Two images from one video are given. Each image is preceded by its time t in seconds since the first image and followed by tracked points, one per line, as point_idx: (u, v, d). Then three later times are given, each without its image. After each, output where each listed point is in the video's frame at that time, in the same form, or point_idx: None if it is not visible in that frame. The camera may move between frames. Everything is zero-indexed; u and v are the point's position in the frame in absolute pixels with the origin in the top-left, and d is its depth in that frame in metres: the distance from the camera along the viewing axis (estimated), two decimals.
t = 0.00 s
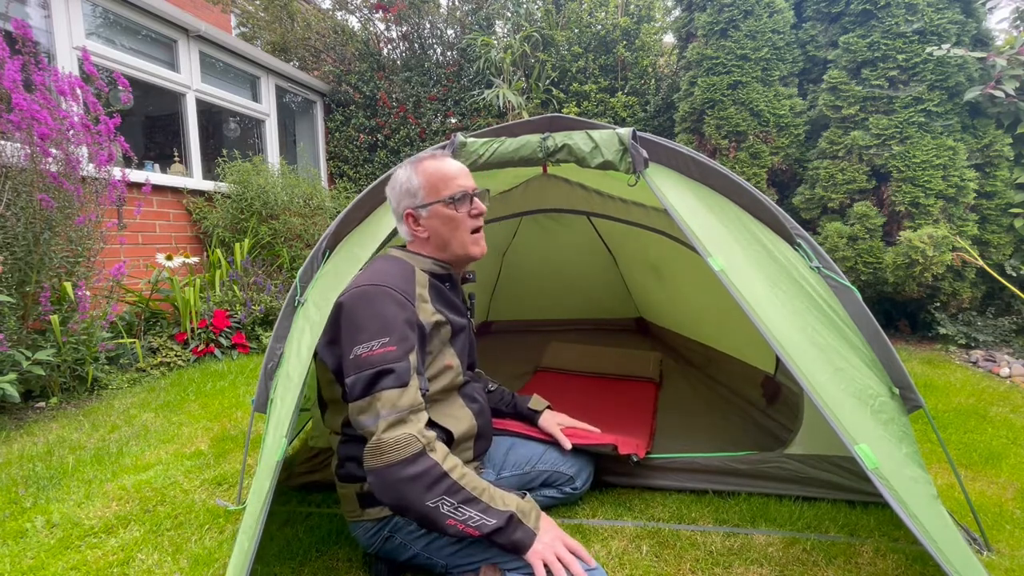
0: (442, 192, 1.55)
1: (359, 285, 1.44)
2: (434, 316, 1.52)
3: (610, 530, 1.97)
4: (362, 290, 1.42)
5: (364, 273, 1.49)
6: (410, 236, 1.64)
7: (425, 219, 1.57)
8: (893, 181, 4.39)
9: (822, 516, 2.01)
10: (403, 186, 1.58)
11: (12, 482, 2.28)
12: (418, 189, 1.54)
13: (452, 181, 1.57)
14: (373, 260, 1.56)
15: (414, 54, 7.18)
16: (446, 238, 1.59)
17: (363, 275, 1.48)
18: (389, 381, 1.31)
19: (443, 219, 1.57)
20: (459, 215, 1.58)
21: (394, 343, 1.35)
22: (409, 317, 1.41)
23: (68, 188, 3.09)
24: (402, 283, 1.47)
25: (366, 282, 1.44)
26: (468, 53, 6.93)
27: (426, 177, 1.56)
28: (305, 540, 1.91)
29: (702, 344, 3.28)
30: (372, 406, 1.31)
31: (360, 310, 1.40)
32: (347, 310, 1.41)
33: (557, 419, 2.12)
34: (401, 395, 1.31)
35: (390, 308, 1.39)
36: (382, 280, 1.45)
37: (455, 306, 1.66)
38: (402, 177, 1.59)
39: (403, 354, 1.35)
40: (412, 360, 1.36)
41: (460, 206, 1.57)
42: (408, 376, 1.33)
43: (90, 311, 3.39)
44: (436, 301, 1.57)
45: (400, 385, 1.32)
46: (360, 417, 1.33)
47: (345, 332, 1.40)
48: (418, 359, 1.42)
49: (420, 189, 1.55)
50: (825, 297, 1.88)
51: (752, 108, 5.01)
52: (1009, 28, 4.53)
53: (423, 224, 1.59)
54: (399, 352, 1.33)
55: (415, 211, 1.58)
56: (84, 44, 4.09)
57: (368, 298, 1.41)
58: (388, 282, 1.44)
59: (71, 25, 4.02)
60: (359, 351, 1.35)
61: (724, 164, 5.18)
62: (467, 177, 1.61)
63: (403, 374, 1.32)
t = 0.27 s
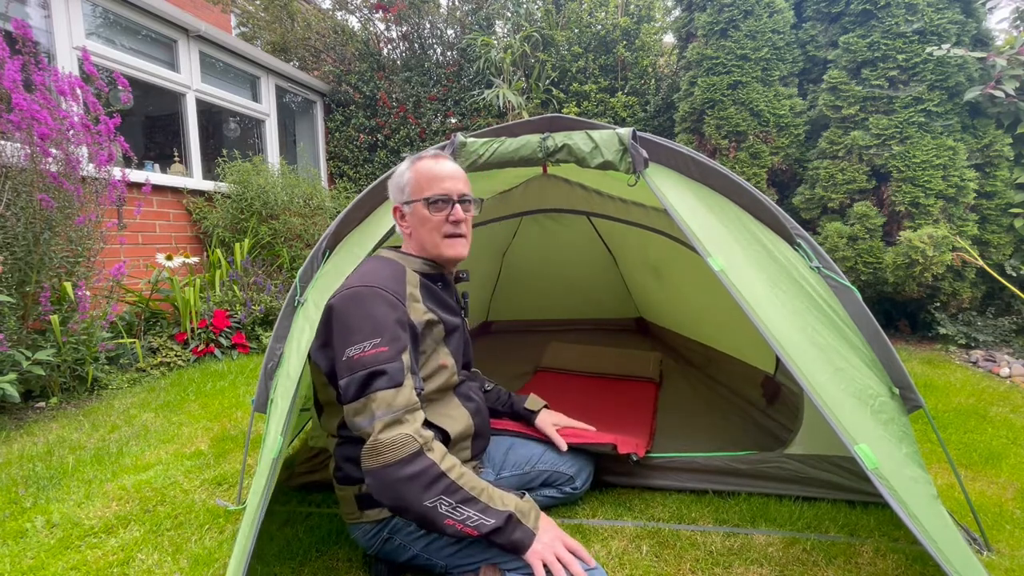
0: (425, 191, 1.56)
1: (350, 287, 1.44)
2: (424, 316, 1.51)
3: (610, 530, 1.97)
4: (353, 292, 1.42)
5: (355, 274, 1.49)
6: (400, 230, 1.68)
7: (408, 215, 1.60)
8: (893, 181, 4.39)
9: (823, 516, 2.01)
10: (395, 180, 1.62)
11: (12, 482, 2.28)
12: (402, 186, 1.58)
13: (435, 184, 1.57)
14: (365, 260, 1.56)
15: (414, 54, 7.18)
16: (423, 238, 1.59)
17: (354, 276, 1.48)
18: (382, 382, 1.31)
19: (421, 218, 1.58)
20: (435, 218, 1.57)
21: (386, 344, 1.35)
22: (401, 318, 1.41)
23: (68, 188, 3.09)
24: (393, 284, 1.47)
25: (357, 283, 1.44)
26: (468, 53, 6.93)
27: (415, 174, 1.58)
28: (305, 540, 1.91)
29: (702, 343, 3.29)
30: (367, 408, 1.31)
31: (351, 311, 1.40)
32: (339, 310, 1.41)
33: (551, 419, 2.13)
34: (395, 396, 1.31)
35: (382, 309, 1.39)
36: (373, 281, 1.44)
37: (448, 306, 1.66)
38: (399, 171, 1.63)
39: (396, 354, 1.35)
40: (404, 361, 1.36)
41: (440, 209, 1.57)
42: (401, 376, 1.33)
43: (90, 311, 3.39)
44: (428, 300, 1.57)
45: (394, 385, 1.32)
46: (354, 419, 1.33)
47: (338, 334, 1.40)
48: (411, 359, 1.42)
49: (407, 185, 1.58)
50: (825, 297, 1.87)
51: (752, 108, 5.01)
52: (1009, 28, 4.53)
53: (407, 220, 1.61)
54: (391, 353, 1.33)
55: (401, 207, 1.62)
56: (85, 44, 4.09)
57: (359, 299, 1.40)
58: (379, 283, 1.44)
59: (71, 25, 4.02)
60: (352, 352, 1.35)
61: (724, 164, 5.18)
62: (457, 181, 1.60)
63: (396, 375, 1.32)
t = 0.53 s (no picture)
0: (425, 192, 1.57)
1: (348, 288, 1.44)
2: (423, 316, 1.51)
3: (610, 530, 1.97)
4: (352, 292, 1.42)
5: (354, 275, 1.49)
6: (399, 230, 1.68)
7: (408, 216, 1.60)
8: (893, 181, 4.39)
9: (823, 516, 2.01)
10: (395, 179, 1.62)
11: (12, 482, 2.28)
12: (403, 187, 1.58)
13: (435, 185, 1.57)
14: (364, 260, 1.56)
15: (414, 54, 7.18)
16: (422, 239, 1.59)
17: (353, 277, 1.48)
18: (383, 382, 1.31)
19: (420, 219, 1.58)
20: (435, 219, 1.57)
21: (386, 344, 1.35)
22: (400, 318, 1.41)
23: (68, 188, 3.09)
24: (392, 284, 1.47)
25: (355, 284, 1.44)
26: (468, 53, 6.93)
27: (415, 174, 1.59)
28: (305, 540, 1.91)
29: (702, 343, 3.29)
30: (367, 408, 1.32)
31: (351, 312, 1.40)
32: (339, 311, 1.41)
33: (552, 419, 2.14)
34: (396, 396, 1.31)
35: (382, 309, 1.39)
36: (372, 281, 1.44)
37: (448, 306, 1.65)
38: (399, 171, 1.64)
39: (396, 354, 1.35)
40: (404, 361, 1.36)
41: (440, 210, 1.57)
42: (401, 375, 1.33)
43: (90, 311, 3.39)
44: (427, 299, 1.57)
45: (395, 385, 1.32)
46: (355, 419, 1.33)
47: (337, 335, 1.40)
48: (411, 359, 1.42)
49: (407, 185, 1.58)
50: (825, 297, 1.87)
51: (752, 108, 5.01)
52: (1009, 28, 4.53)
53: (406, 221, 1.61)
54: (391, 353, 1.33)
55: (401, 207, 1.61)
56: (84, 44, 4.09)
57: (358, 299, 1.40)
58: (378, 283, 1.44)
59: (71, 25, 4.02)
60: (351, 352, 1.35)
61: (724, 164, 5.18)
62: (457, 182, 1.61)
63: (396, 374, 1.32)
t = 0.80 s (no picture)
0: (469, 215, 1.55)
1: (349, 291, 1.44)
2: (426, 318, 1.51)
3: (610, 530, 1.97)
4: (353, 295, 1.42)
5: (353, 277, 1.48)
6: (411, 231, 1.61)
7: (439, 228, 1.56)
8: (893, 181, 4.39)
9: (823, 516, 2.01)
10: (435, 189, 1.54)
11: (12, 482, 2.28)
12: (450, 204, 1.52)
13: (479, 209, 1.56)
14: (361, 262, 1.56)
15: (414, 54, 7.18)
16: (446, 252, 1.60)
17: (352, 279, 1.48)
18: (392, 381, 1.31)
19: (455, 236, 1.57)
20: (470, 240, 1.59)
21: (392, 343, 1.35)
22: (403, 316, 1.41)
23: (68, 188, 3.09)
24: (393, 285, 1.47)
25: (356, 286, 1.44)
26: (468, 53, 6.93)
27: (461, 193, 1.55)
28: (305, 540, 1.91)
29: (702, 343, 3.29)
30: (377, 408, 1.31)
31: (353, 315, 1.40)
32: (341, 315, 1.41)
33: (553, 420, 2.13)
34: (406, 393, 1.31)
35: (385, 309, 1.39)
36: (372, 282, 1.44)
37: (447, 306, 1.66)
38: (438, 178, 1.55)
39: (402, 352, 1.35)
40: (410, 358, 1.36)
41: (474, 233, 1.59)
42: (409, 372, 1.33)
43: (90, 311, 3.39)
44: (428, 301, 1.58)
45: (404, 383, 1.32)
46: (366, 421, 1.33)
47: (341, 338, 1.40)
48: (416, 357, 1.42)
49: (451, 201, 1.53)
50: (825, 297, 1.87)
51: (752, 108, 5.01)
52: (1009, 28, 4.53)
53: (434, 231, 1.57)
54: (397, 351, 1.34)
55: (434, 215, 1.55)
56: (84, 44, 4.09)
57: (359, 301, 1.41)
58: (379, 284, 1.44)
59: (71, 25, 4.02)
60: (357, 354, 1.35)
61: (724, 164, 5.18)
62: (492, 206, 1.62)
63: (404, 372, 1.32)
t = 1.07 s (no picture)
0: (484, 224, 1.55)
1: (371, 302, 1.41)
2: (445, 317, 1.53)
3: (610, 530, 1.97)
4: (378, 305, 1.40)
5: (369, 286, 1.45)
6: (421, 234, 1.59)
7: (454, 234, 1.55)
8: (893, 181, 4.39)
9: (823, 516, 2.01)
10: (453, 197, 1.52)
11: (12, 482, 2.28)
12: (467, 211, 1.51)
13: (494, 218, 1.57)
14: (372, 271, 1.52)
15: (414, 54, 7.18)
16: (457, 257, 1.60)
17: (370, 290, 1.44)
18: (444, 379, 1.35)
19: (468, 244, 1.57)
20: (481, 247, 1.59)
21: (431, 344, 1.37)
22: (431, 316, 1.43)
23: (68, 188, 3.09)
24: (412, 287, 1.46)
25: (377, 296, 1.41)
26: (468, 53, 6.93)
27: (479, 202, 1.54)
28: (304, 541, 1.91)
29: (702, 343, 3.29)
30: (433, 407, 1.34)
31: (384, 324, 1.38)
32: (371, 326, 1.39)
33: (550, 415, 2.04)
34: (459, 384, 1.37)
35: (413, 313, 1.39)
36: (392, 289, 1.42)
37: (456, 304, 1.68)
38: (457, 185, 1.53)
39: (442, 350, 1.38)
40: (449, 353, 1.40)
41: (486, 241, 1.59)
42: (454, 366, 1.38)
43: (90, 311, 3.39)
44: (443, 299, 1.59)
45: (454, 377, 1.36)
46: (423, 421, 1.35)
47: (374, 350, 1.38)
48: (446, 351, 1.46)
49: (469, 210, 1.52)
50: (825, 297, 1.87)
51: (752, 108, 5.01)
52: (1009, 28, 4.53)
53: (448, 237, 1.56)
54: (439, 350, 1.37)
55: (450, 221, 1.53)
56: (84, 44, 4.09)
57: (387, 310, 1.39)
58: (401, 289, 1.42)
59: (71, 25, 4.02)
60: (400, 362, 1.35)
61: (724, 164, 5.18)
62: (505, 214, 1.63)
63: (451, 367, 1.37)
